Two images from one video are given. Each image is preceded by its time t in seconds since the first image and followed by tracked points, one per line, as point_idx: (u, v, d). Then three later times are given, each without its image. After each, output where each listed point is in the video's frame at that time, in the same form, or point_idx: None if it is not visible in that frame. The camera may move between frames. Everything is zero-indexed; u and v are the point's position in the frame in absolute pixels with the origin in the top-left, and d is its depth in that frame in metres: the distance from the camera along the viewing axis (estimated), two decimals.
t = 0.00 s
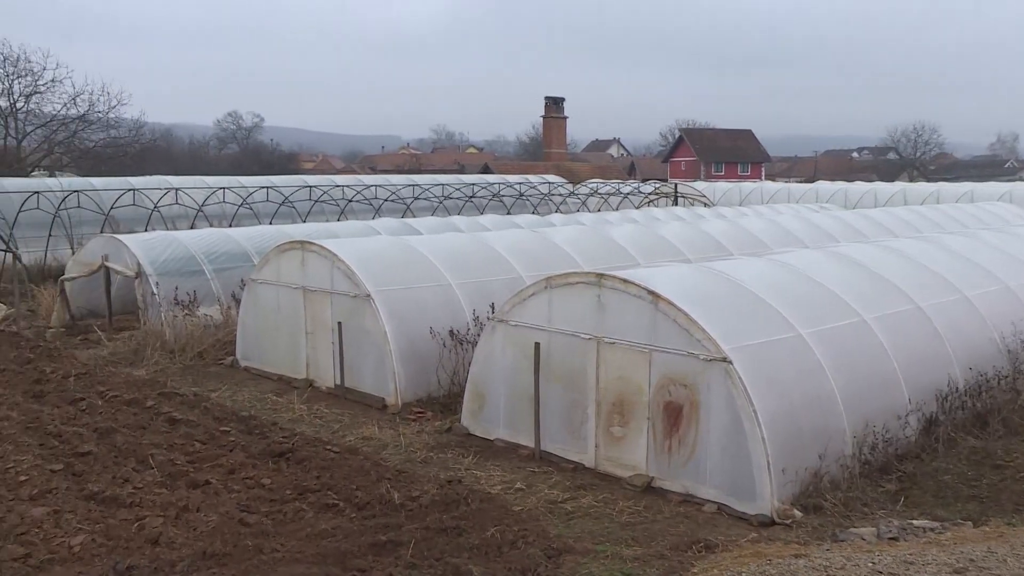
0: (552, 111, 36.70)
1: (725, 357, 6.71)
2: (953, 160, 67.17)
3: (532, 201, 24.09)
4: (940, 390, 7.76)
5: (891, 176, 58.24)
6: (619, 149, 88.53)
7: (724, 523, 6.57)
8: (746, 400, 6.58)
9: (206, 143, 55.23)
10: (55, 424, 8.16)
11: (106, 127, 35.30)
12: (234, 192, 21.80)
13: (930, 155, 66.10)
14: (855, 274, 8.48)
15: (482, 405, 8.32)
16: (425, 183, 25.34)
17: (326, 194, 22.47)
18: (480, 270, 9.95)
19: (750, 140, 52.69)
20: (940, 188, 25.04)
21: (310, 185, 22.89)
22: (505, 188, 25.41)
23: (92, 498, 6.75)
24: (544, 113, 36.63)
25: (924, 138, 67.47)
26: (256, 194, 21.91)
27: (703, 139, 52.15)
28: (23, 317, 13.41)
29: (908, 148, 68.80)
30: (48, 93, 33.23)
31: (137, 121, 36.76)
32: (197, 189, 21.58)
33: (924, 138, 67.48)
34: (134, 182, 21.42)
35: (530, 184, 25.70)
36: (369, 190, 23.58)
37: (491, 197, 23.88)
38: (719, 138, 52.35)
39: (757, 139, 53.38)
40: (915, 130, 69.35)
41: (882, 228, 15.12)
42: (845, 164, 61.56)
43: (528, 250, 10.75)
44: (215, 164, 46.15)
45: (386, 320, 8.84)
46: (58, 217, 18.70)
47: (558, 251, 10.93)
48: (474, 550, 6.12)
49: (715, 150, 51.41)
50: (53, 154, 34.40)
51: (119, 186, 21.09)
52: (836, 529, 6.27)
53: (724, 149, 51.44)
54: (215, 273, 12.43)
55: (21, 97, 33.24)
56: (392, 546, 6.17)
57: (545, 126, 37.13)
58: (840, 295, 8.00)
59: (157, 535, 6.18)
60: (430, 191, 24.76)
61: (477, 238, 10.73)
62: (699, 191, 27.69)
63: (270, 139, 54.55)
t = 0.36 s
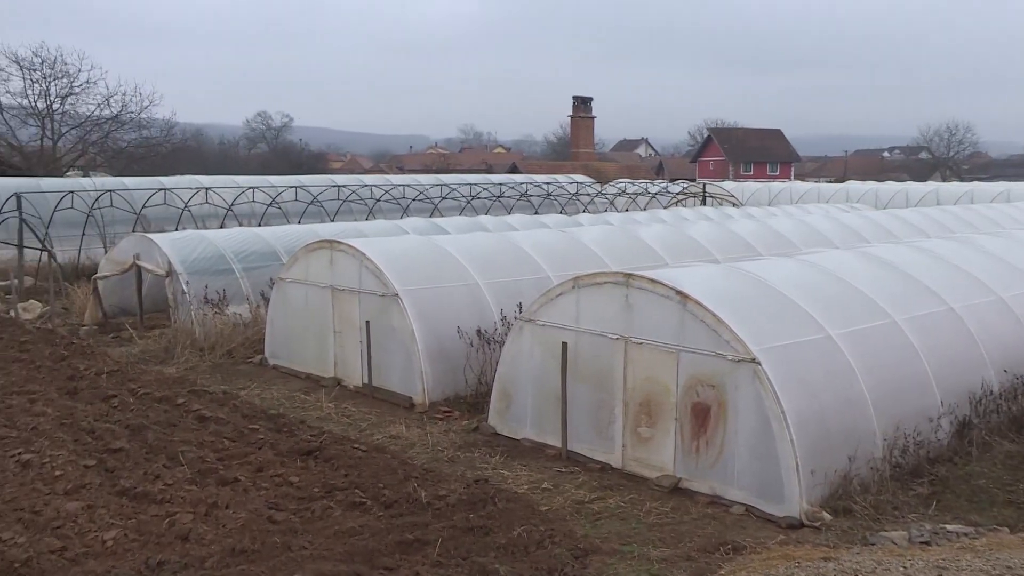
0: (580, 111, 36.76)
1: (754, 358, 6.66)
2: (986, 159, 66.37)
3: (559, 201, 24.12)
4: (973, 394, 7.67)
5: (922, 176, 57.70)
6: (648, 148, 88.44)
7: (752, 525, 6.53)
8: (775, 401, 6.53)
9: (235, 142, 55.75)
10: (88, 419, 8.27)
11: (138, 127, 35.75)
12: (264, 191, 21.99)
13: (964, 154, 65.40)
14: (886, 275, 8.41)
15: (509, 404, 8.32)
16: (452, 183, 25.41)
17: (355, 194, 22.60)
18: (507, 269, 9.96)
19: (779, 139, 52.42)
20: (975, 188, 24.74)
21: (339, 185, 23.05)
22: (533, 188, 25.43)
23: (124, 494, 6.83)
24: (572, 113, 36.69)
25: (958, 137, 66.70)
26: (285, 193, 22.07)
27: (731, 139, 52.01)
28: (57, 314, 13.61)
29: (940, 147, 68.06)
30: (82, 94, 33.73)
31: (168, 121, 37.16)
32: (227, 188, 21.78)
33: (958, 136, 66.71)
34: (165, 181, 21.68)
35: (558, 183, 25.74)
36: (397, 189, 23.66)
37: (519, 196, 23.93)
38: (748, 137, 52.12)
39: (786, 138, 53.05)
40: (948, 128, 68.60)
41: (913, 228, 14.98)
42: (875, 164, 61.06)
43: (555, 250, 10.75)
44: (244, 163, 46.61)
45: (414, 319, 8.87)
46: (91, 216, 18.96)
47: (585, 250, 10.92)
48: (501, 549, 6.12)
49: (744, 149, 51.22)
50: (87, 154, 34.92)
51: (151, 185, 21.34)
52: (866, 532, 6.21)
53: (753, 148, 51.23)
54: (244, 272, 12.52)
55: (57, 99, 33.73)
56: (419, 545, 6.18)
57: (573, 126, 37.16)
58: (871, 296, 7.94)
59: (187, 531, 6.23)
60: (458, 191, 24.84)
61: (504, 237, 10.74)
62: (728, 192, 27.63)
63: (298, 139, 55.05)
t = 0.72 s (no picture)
0: (607, 110, 36.74)
1: (781, 359, 6.62)
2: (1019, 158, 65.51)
3: (586, 201, 24.12)
4: (1006, 397, 7.59)
5: (953, 176, 57.12)
6: (676, 148, 88.31)
7: (779, 527, 6.48)
8: (803, 403, 6.48)
9: (263, 142, 56.17)
10: (119, 416, 8.36)
11: (168, 127, 36.02)
12: (292, 191, 22.16)
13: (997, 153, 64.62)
14: (918, 276, 8.33)
15: (535, 404, 8.33)
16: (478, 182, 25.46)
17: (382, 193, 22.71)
18: (534, 269, 9.95)
19: (808, 138, 52.10)
20: (1009, 189, 24.43)
21: (366, 184, 23.17)
22: (559, 187, 25.44)
23: (154, 490, 6.90)
24: (600, 112, 36.67)
25: (992, 135, 65.86)
26: (312, 193, 22.23)
27: (759, 138, 51.76)
28: (89, 312, 13.78)
29: (972, 146, 67.27)
30: (115, 95, 34.12)
31: (198, 121, 37.46)
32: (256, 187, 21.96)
33: (990, 134, 65.87)
34: (195, 181, 21.88)
35: (585, 183, 25.76)
36: (424, 189, 23.75)
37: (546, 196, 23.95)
38: (776, 137, 51.83)
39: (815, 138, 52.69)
40: (981, 127, 67.78)
41: (944, 228, 14.84)
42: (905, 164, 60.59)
43: (581, 249, 10.73)
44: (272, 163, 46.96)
45: (441, 319, 8.89)
46: (122, 216, 19.19)
47: (611, 250, 10.89)
48: (527, 549, 6.11)
49: (772, 149, 50.96)
50: (119, 154, 35.33)
51: (181, 184, 21.55)
52: (896, 536, 6.15)
53: (781, 148, 50.97)
54: (273, 271, 12.61)
55: (90, 100, 34.12)
56: (445, 544, 6.19)
57: (600, 125, 37.15)
58: (901, 297, 7.87)
59: (215, 528, 6.28)
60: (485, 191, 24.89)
61: (530, 237, 10.75)
62: (756, 192, 27.52)
63: (325, 139, 55.41)
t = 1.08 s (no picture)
0: (634, 110, 36.68)
1: (809, 361, 6.57)
2: None
3: (613, 201, 24.08)
4: None
5: (984, 176, 56.49)
6: (702, 147, 87.98)
7: (807, 530, 6.43)
8: (832, 405, 6.43)
9: (290, 142, 56.50)
10: (149, 414, 8.45)
11: (197, 127, 36.30)
12: (319, 190, 22.28)
13: None
14: (949, 277, 8.25)
15: (561, 404, 8.33)
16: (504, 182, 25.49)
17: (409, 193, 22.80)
18: (559, 269, 9.95)
19: (836, 138, 51.74)
20: None
21: (393, 184, 23.26)
22: (585, 187, 25.41)
23: (183, 487, 6.96)
24: (626, 112, 36.60)
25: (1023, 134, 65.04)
26: (339, 193, 22.35)
27: (787, 138, 51.47)
28: (119, 311, 13.95)
29: (1004, 145, 66.45)
30: (145, 96, 34.45)
31: (226, 121, 37.70)
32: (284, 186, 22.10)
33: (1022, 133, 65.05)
34: (224, 181, 22.05)
35: (612, 183, 25.72)
36: (450, 189, 23.82)
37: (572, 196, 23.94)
38: (804, 136, 51.48)
39: (843, 137, 52.28)
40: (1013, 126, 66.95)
41: (976, 229, 14.67)
42: (934, 163, 60.03)
43: (607, 249, 10.71)
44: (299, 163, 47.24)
45: (467, 318, 8.91)
46: (152, 216, 19.40)
47: (636, 250, 10.87)
48: (552, 549, 6.10)
49: (800, 149, 50.67)
50: (148, 154, 35.67)
51: (210, 184, 21.73)
52: (927, 540, 6.09)
53: (809, 147, 50.65)
54: (300, 271, 12.68)
55: (122, 101, 34.47)
56: (471, 544, 6.19)
57: (627, 125, 37.08)
58: (932, 299, 7.79)
59: (243, 525, 6.32)
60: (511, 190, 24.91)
61: (555, 237, 10.74)
62: (784, 192, 27.36)
63: (351, 139, 55.71)
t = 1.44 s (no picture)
0: (659, 110, 36.59)
1: (834, 362, 6.53)
2: None
3: (636, 201, 24.03)
4: None
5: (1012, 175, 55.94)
6: (725, 146, 87.70)
7: (832, 532, 6.39)
8: (857, 406, 6.38)
9: (314, 142, 56.78)
10: (174, 411, 8.52)
11: (222, 127, 36.56)
12: (343, 190, 22.38)
13: None
14: (978, 279, 8.17)
15: (584, 404, 8.32)
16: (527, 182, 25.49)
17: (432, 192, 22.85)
18: (582, 269, 9.94)
19: (862, 138, 51.42)
20: None
21: (416, 184, 23.33)
22: (609, 187, 25.36)
23: (208, 484, 7.01)
24: (650, 112, 36.51)
25: None
26: (363, 192, 22.44)
27: (812, 138, 51.18)
28: (145, 309, 14.08)
29: None
30: (172, 96, 34.72)
31: (251, 121, 37.91)
32: (308, 186, 22.23)
33: None
34: (248, 181, 22.20)
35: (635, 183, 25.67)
36: (473, 189, 23.85)
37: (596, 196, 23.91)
38: (828, 136, 51.15)
39: (869, 137, 51.93)
40: None
41: (1006, 230, 14.52)
42: (961, 163, 59.50)
43: (630, 249, 10.69)
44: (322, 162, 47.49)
45: (490, 318, 8.92)
46: (178, 215, 19.57)
47: (660, 250, 10.84)
48: (575, 549, 6.09)
49: (825, 148, 50.38)
50: (174, 154, 35.96)
51: (235, 183, 21.88)
52: (955, 544, 6.03)
53: (835, 147, 50.34)
54: (324, 270, 12.74)
55: (148, 101, 34.78)
56: (493, 543, 6.20)
57: (651, 125, 36.99)
58: (960, 300, 7.72)
59: (266, 523, 6.36)
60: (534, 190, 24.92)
61: (578, 237, 10.72)
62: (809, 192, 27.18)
63: (373, 139, 55.95)
